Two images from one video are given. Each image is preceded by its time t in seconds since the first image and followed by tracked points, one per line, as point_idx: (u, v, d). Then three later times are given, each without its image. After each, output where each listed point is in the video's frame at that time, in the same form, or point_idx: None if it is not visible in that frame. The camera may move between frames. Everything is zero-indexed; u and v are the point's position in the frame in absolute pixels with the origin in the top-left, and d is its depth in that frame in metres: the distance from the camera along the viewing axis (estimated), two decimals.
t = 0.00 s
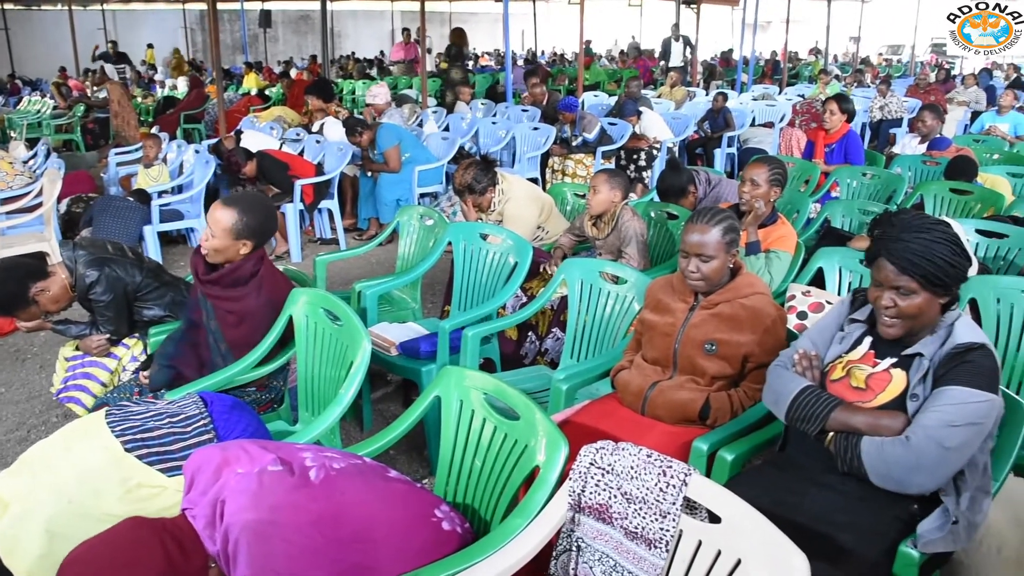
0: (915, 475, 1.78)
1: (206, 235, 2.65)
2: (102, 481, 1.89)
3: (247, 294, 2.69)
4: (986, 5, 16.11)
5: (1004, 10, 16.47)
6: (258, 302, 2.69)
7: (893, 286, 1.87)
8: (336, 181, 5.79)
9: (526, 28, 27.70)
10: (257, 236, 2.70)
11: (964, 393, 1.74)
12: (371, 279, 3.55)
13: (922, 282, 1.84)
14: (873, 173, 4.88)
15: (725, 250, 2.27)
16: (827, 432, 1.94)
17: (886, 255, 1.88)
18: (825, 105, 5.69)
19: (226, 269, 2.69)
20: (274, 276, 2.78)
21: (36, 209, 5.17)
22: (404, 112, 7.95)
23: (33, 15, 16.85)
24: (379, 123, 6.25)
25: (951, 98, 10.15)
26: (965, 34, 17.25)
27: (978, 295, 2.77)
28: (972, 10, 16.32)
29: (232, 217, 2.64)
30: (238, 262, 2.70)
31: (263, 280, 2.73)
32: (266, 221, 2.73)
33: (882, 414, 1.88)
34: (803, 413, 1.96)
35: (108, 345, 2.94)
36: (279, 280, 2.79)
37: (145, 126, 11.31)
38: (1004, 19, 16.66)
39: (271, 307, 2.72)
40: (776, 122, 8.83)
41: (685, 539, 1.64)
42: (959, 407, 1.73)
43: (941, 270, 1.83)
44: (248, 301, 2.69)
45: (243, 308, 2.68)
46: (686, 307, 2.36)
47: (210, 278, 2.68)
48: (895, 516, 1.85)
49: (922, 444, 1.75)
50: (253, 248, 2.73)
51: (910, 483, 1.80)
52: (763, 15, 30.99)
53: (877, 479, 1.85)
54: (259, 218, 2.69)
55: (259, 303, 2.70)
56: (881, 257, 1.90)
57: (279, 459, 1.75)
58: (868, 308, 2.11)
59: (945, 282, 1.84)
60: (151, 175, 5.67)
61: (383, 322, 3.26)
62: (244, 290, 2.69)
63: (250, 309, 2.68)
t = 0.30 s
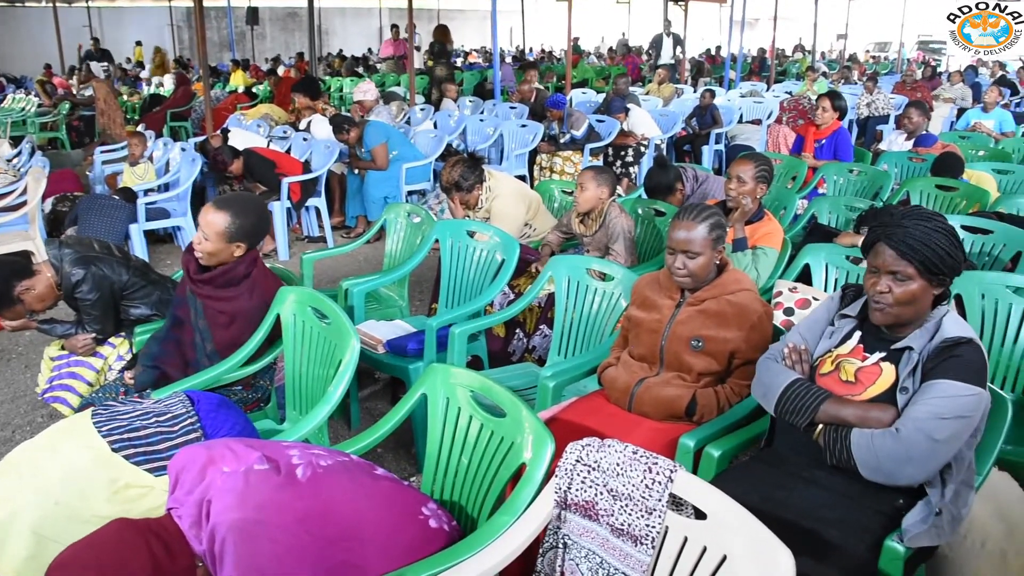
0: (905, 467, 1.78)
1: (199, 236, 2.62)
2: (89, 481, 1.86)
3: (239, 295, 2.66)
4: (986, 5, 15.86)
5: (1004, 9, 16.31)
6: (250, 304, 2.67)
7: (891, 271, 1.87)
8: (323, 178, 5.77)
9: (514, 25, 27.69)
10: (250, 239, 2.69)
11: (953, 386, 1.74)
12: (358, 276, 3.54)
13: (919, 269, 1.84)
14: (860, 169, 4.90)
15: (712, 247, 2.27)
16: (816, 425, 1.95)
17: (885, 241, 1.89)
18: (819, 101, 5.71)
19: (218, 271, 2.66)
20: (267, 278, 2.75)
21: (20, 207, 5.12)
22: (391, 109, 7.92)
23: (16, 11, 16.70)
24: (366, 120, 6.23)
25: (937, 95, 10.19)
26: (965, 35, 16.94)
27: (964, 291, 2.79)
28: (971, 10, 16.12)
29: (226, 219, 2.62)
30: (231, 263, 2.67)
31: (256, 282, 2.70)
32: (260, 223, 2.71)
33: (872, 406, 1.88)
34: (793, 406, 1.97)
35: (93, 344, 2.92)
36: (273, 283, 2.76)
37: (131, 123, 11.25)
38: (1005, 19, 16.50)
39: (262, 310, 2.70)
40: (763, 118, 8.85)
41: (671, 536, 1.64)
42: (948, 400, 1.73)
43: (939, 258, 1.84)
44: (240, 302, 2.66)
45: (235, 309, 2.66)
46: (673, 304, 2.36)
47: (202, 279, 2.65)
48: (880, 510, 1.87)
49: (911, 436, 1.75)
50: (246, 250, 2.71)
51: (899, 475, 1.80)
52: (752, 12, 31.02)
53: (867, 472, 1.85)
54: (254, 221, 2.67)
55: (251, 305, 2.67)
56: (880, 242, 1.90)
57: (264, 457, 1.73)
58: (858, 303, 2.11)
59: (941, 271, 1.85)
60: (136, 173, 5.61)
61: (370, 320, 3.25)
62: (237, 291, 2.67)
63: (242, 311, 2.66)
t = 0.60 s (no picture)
0: (889, 457, 1.78)
1: (171, 220, 2.64)
2: (69, 479, 1.83)
3: (217, 278, 2.65)
4: (986, 5, 15.85)
5: (1004, 9, 16.16)
6: (229, 286, 2.65)
7: (873, 270, 1.87)
8: (308, 174, 5.75)
9: (501, 20, 27.70)
10: (222, 216, 2.69)
11: (936, 377, 1.76)
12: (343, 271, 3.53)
13: (901, 267, 1.84)
14: (845, 164, 4.92)
15: (697, 241, 2.27)
16: (801, 416, 1.94)
17: (868, 239, 1.88)
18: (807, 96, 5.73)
19: (195, 254, 2.67)
20: (246, 261, 2.74)
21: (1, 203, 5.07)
22: (377, 104, 7.88)
23: None
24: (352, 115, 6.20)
25: (923, 90, 10.23)
26: (966, 34, 17.11)
27: (947, 285, 2.82)
28: (971, 11, 16.05)
29: (194, 198, 2.64)
30: (207, 246, 2.68)
31: (234, 264, 2.69)
32: (230, 203, 2.72)
33: (856, 398, 1.88)
34: (779, 398, 1.97)
35: (74, 341, 2.88)
36: (251, 265, 2.74)
37: (115, 118, 11.15)
38: (1005, 19, 16.37)
39: (243, 291, 2.67)
40: (750, 113, 8.88)
41: (656, 530, 1.64)
42: (933, 391, 1.75)
43: (921, 256, 1.83)
44: (219, 285, 2.65)
45: (214, 291, 2.64)
46: (658, 298, 2.36)
47: (181, 264, 2.66)
48: (864, 502, 1.87)
49: (895, 427, 1.75)
50: (219, 231, 2.71)
51: (883, 466, 1.80)
52: (739, 7, 31.07)
53: (851, 464, 1.85)
54: (223, 198, 2.68)
55: (230, 286, 2.65)
56: (864, 240, 1.89)
57: (247, 454, 1.71)
58: (845, 296, 2.11)
59: (924, 268, 1.85)
60: (120, 168, 5.63)
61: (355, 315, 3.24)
62: (215, 273, 2.66)
63: (221, 293, 2.64)
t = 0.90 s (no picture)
0: (869, 448, 1.79)
1: (138, 203, 2.60)
2: (50, 473, 1.83)
3: (189, 255, 2.62)
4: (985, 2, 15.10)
5: (1004, 9, 14.13)
6: (201, 262, 2.64)
7: (849, 253, 1.86)
8: (292, 163, 5.71)
9: (486, 8, 27.56)
10: (189, 192, 2.65)
11: (914, 365, 1.76)
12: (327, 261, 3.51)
13: (877, 249, 1.84)
14: (829, 150, 4.94)
15: (681, 227, 2.26)
16: (781, 408, 1.95)
17: (842, 223, 1.88)
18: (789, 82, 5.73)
19: (166, 234, 2.64)
20: (217, 239, 2.73)
21: None
22: (361, 93, 7.83)
23: None
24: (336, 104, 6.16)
25: (906, 75, 10.25)
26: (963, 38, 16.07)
27: (930, 269, 2.81)
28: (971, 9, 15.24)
29: (159, 177, 2.60)
30: (177, 225, 2.64)
31: (205, 241, 2.67)
32: (196, 180, 2.69)
33: (834, 389, 1.89)
34: (758, 389, 1.97)
35: (58, 333, 2.86)
36: (222, 242, 2.73)
37: (96, 109, 11.02)
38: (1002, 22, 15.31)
39: (215, 267, 2.66)
40: (734, 99, 8.89)
41: (641, 517, 1.63)
42: (911, 379, 1.75)
43: (896, 237, 1.83)
44: (190, 262, 2.63)
45: (186, 269, 2.62)
46: (643, 285, 2.36)
47: (154, 246, 2.64)
48: (849, 488, 1.87)
49: (874, 418, 1.76)
50: (188, 208, 2.67)
51: (863, 456, 1.82)
52: None
53: (832, 454, 1.86)
54: (187, 174, 2.64)
55: (201, 262, 2.64)
56: (838, 224, 1.89)
57: (230, 446, 1.70)
58: (821, 284, 2.10)
59: (900, 250, 1.85)
60: (103, 159, 5.64)
61: (339, 305, 3.23)
62: (186, 251, 2.63)
63: (193, 269, 2.62)
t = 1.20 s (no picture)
0: (854, 436, 1.80)
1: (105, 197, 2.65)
2: (22, 477, 1.80)
3: (149, 240, 2.61)
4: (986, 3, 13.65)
5: (1003, 9, 13.62)
6: (160, 245, 2.61)
7: (833, 253, 1.87)
8: (272, 163, 5.68)
9: (467, 7, 27.58)
10: (152, 184, 2.67)
11: (901, 355, 1.76)
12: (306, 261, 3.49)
13: (859, 249, 1.84)
14: (808, 148, 4.98)
15: (659, 226, 2.26)
16: (768, 397, 1.95)
17: (825, 223, 1.88)
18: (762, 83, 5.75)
19: (130, 224, 2.65)
20: (181, 228, 2.71)
21: None
22: (340, 93, 7.80)
23: None
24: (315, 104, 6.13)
25: (884, 74, 10.32)
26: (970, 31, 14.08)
27: (908, 265, 2.83)
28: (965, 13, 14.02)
29: (123, 171, 2.64)
30: (140, 215, 2.65)
31: (167, 227, 2.65)
32: (163, 175, 2.73)
33: (823, 377, 1.88)
34: (746, 378, 1.97)
35: (30, 337, 2.80)
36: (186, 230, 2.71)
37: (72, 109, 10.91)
38: (1006, 17, 13.68)
39: (176, 251, 2.64)
40: (714, 98, 8.92)
41: (620, 516, 1.63)
42: (898, 369, 1.75)
43: (878, 236, 1.83)
44: (150, 247, 2.61)
45: (147, 253, 2.61)
46: (621, 285, 2.36)
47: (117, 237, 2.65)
48: (828, 484, 1.88)
49: (861, 406, 1.76)
50: (154, 201, 2.69)
51: (849, 445, 1.82)
52: None
53: (818, 442, 1.86)
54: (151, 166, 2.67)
55: (161, 246, 2.61)
56: (821, 224, 1.89)
57: (206, 449, 1.68)
58: (810, 277, 2.12)
59: (882, 249, 1.85)
60: (79, 161, 5.53)
61: (319, 306, 3.22)
62: (146, 236, 2.61)
63: (153, 253, 2.61)
